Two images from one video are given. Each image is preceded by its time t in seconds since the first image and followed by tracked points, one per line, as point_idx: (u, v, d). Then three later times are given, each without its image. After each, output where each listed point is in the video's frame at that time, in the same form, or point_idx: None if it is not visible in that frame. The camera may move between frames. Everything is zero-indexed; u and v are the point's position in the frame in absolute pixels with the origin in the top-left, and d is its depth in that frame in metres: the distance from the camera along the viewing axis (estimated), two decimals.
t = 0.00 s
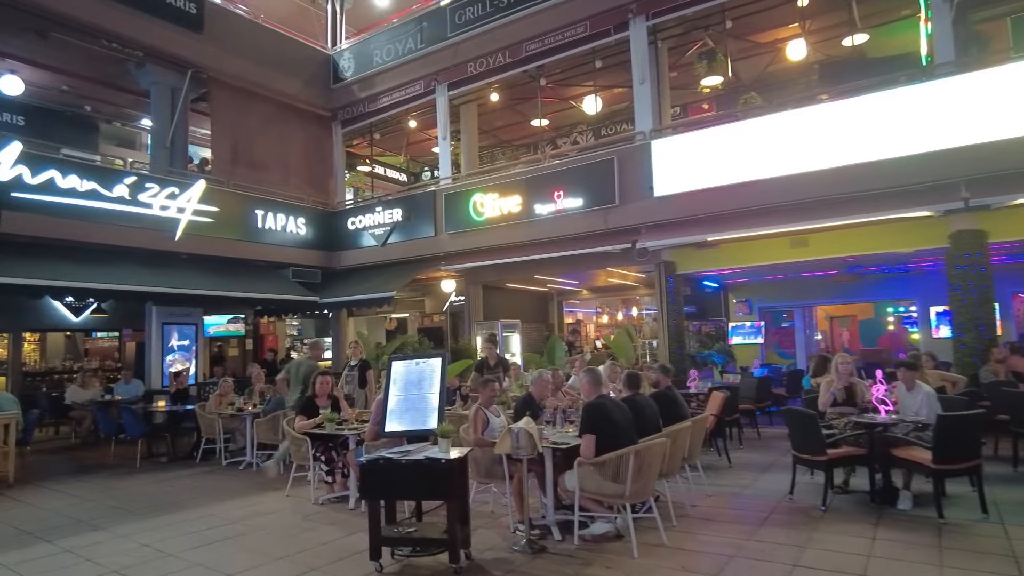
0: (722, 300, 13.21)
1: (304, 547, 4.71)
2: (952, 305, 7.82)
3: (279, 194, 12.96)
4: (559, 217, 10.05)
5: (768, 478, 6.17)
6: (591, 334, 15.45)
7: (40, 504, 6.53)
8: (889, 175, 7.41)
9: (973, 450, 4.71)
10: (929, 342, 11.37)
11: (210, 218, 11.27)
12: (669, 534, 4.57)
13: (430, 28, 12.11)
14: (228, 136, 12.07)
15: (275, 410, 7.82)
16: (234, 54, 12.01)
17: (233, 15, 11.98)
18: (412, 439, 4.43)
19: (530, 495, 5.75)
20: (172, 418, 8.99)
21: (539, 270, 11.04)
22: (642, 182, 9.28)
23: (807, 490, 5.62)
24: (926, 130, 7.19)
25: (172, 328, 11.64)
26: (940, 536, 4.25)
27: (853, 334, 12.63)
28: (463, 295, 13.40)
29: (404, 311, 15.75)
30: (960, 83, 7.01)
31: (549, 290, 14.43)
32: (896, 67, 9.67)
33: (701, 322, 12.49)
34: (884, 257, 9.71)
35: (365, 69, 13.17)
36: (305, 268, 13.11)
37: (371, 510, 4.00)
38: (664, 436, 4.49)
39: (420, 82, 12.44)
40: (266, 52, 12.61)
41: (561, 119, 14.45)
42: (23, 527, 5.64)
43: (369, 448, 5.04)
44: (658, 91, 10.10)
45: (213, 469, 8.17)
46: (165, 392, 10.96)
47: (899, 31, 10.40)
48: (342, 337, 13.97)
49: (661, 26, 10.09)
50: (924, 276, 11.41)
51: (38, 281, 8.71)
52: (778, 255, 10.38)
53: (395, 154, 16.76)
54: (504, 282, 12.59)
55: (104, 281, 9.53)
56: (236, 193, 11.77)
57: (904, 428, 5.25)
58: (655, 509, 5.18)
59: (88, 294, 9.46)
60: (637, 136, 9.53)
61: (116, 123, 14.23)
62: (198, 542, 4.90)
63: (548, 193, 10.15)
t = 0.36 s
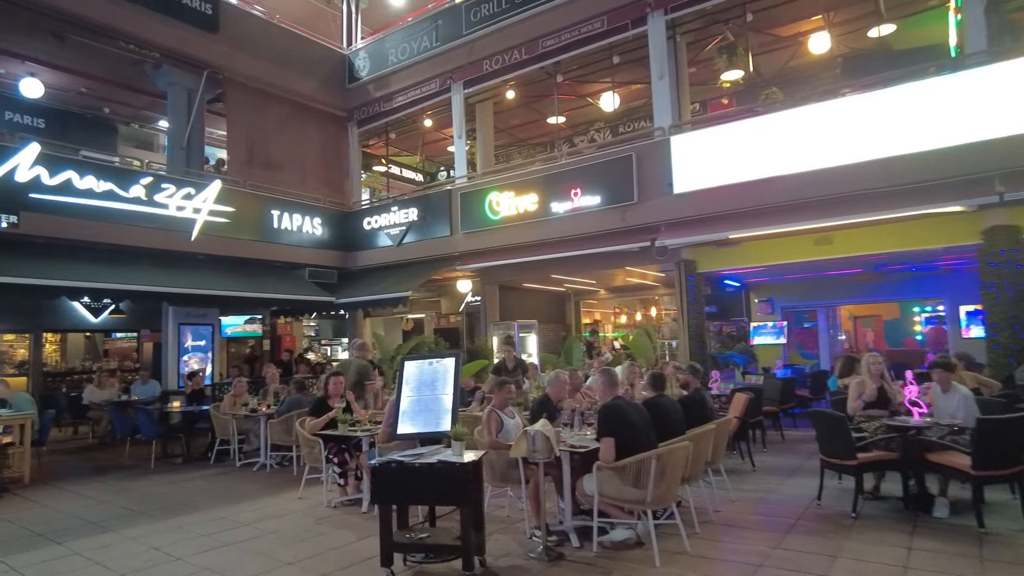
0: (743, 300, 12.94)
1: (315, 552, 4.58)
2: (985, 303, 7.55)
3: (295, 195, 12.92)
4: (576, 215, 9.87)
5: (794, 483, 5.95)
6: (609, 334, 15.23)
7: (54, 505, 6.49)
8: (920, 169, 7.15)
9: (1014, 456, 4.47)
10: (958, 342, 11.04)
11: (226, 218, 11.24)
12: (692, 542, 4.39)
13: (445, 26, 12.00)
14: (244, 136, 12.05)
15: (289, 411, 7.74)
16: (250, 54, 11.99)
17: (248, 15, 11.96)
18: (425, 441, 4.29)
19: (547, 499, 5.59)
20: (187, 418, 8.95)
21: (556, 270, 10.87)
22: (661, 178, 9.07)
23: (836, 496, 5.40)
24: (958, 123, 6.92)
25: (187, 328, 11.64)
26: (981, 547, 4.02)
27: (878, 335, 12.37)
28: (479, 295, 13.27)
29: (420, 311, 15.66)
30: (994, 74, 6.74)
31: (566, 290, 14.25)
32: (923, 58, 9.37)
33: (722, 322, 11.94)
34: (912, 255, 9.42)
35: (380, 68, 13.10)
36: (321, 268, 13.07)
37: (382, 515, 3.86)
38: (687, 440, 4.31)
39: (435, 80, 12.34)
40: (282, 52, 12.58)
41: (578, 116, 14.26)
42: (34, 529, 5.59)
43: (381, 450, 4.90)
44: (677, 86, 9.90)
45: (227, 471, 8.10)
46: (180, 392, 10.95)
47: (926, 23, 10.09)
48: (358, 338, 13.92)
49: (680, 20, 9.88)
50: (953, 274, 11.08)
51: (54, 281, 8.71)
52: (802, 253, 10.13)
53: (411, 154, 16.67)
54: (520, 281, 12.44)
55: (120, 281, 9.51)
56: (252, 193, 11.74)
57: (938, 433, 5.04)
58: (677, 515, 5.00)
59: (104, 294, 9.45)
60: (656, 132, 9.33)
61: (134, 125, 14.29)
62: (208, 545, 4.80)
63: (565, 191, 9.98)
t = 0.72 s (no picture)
0: (767, 299, 12.65)
1: (328, 558, 4.48)
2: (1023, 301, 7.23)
3: (314, 195, 12.89)
4: (596, 213, 9.69)
5: (824, 488, 5.73)
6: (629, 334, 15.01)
7: (71, 506, 6.47)
8: (954, 162, 6.86)
9: None
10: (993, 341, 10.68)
11: (244, 218, 11.22)
12: (718, 550, 4.22)
13: (463, 23, 11.88)
14: (262, 136, 12.03)
15: (305, 412, 7.66)
16: (267, 54, 11.97)
17: (265, 15, 11.94)
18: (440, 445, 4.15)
19: (567, 505, 5.45)
20: (205, 419, 8.94)
21: (575, 269, 10.71)
22: (683, 174, 8.87)
23: (868, 503, 5.18)
24: (995, 113, 6.62)
25: (206, 328, 11.66)
26: None
27: (906, 334, 11.98)
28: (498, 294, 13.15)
29: (439, 311, 15.58)
30: None
31: (586, 289, 14.07)
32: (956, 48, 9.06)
33: (746, 321, 11.75)
34: (945, 251, 9.10)
35: (398, 67, 13.02)
36: (339, 268, 13.03)
37: (396, 522, 3.73)
38: (714, 445, 4.13)
39: (453, 78, 12.22)
40: (299, 52, 12.55)
41: (598, 112, 14.07)
42: (50, 530, 5.56)
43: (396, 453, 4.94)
44: (699, 81, 9.68)
45: (244, 472, 8.06)
46: (199, 392, 10.96)
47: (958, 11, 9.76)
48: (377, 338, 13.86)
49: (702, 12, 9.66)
50: (987, 272, 10.72)
51: (74, 281, 8.73)
52: (829, 250, 9.85)
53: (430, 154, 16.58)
54: (539, 280, 12.30)
55: (139, 281, 9.52)
56: (270, 193, 11.71)
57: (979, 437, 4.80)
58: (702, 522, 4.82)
59: (124, 295, 9.47)
60: (678, 127, 9.12)
61: (155, 127, 14.38)
62: (220, 550, 4.72)
63: (584, 188, 9.81)
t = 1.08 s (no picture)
0: (790, 299, 12.43)
1: (346, 560, 4.43)
2: None
3: (332, 195, 12.91)
4: (615, 212, 9.58)
5: (852, 493, 5.57)
6: (649, 334, 14.86)
7: (92, 504, 6.49)
8: (987, 158, 6.63)
9: None
10: None
11: (263, 218, 11.25)
12: (744, 557, 4.10)
13: (481, 22, 11.82)
14: (281, 136, 12.04)
15: (323, 412, 7.65)
16: (286, 55, 12.00)
17: (285, 16, 11.97)
18: (459, 446, 4.07)
19: (588, 507, 5.37)
20: (224, 419, 8.96)
21: (594, 269, 10.60)
22: (705, 171, 8.72)
23: (900, 508, 5.02)
24: None
25: (226, 328, 11.72)
26: None
27: (933, 335, 11.68)
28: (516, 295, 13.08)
29: (456, 311, 15.54)
30: None
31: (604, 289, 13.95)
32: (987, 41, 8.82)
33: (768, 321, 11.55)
34: (976, 250, 8.84)
35: (416, 67, 13.00)
36: (357, 268, 13.04)
37: (416, 524, 3.66)
38: (742, 449, 4.01)
39: (471, 77, 12.16)
40: (318, 52, 12.56)
41: (617, 111, 13.94)
42: (71, 529, 5.57)
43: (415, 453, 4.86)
44: (721, 78, 9.53)
45: (263, 472, 8.06)
46: (219, 392, 11.01)
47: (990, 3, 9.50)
48: (395, 339, 13.86)
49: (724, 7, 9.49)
50: (1020, 270, 10.42)
51: (95, 281, 8.79)
52: (855, 249, 9.63)
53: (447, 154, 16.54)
54: (558, 281, 12.22)
55: (160, 281, 9.58)
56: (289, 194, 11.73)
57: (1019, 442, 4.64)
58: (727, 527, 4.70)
59: (144, 295, 9.52)
60: (700, 125, 8.98)
61: (176, 128, 14.49)
62: (238, 551, 4.69)
63: (604, 187, 9.69)
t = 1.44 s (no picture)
0: (813, 300, 12.19)
1: (369, 563, 4.34)
2: None
3: (350, 195, 12.87)
4: (636, 211, 9.44)
5: (885, 498, 5.41)
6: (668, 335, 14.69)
7: (112, 504, 6.47)
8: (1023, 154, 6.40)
9: None
10: None
11: (281, 218, 11.23)
12: (779, 565, 3.97)
13: (499, 20, 11.73)
14: (299, 136, 12.02)
15: (342, 412, 7.59)
16: (304, 54, 11.98)
17: (302, 15, 11.95)
18: (484, 449, 3.97)
19: (616, 512, 5.26)
20: (243, 418, 8.96)
21: (613, 269, 10.47)
22: (728, 169, 8.56)
23: (938, 516, 4.85)
24: None
25: (244, 328, 11.74)
26: None
27: (959, 337, 11.56)
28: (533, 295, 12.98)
29: (473, 312, 15.46)
30: None
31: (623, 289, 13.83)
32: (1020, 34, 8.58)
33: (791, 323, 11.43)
34: (1009, 249, 8.59)
35: (433, 66, 12.93)
36: (375, 268, 12.99)
37: (440, 528, 3.56)
38: (777, 452, 3.87)
39: (489, 76, 12.07)
40: (335, 52, 12.53)
41: (637, 109, 13.79)
42: (92, 529, 5.54)
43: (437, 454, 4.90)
44: (744, 74, 9.36)
45: (281, 472, 8.02)
46: (238, 391, 11.02)
47: None
48: (412, 339, 13.80)
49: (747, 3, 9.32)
50: None
51: (115, 281, 8.79)
52: (881, 248, 9.41)
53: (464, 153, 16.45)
54: (576, 281, 12.11)
55: (179, 281, 9.57)
56: (307, 194, 11.71)
57: None
58: (759, 534, 4.57)
59: (164, 294, 9.53)
60: (722, 122, 8.81)
61: (194, 128, 14.55)
62: (259, 553, 4.62)
63: (624, 186, 9.56)
